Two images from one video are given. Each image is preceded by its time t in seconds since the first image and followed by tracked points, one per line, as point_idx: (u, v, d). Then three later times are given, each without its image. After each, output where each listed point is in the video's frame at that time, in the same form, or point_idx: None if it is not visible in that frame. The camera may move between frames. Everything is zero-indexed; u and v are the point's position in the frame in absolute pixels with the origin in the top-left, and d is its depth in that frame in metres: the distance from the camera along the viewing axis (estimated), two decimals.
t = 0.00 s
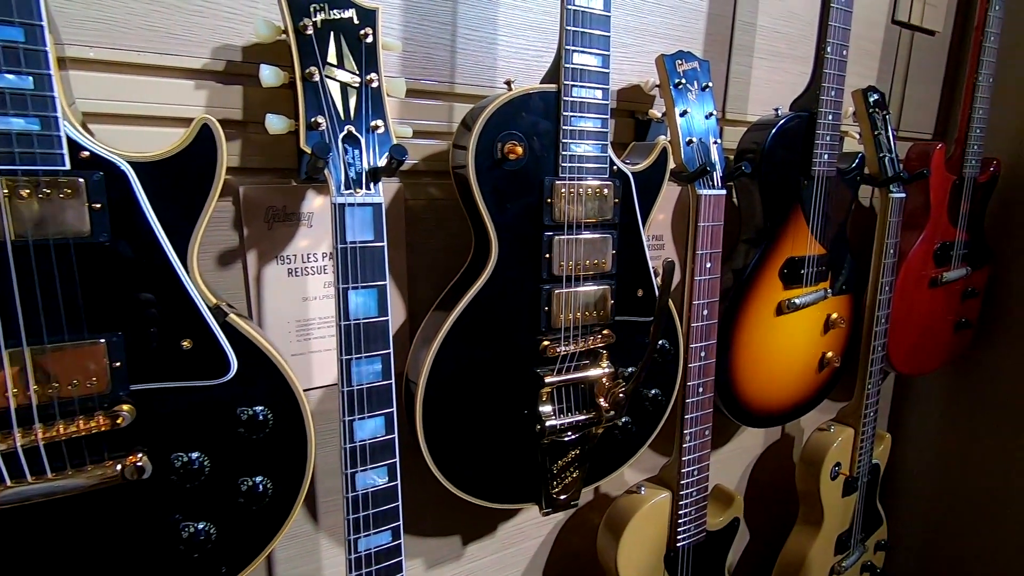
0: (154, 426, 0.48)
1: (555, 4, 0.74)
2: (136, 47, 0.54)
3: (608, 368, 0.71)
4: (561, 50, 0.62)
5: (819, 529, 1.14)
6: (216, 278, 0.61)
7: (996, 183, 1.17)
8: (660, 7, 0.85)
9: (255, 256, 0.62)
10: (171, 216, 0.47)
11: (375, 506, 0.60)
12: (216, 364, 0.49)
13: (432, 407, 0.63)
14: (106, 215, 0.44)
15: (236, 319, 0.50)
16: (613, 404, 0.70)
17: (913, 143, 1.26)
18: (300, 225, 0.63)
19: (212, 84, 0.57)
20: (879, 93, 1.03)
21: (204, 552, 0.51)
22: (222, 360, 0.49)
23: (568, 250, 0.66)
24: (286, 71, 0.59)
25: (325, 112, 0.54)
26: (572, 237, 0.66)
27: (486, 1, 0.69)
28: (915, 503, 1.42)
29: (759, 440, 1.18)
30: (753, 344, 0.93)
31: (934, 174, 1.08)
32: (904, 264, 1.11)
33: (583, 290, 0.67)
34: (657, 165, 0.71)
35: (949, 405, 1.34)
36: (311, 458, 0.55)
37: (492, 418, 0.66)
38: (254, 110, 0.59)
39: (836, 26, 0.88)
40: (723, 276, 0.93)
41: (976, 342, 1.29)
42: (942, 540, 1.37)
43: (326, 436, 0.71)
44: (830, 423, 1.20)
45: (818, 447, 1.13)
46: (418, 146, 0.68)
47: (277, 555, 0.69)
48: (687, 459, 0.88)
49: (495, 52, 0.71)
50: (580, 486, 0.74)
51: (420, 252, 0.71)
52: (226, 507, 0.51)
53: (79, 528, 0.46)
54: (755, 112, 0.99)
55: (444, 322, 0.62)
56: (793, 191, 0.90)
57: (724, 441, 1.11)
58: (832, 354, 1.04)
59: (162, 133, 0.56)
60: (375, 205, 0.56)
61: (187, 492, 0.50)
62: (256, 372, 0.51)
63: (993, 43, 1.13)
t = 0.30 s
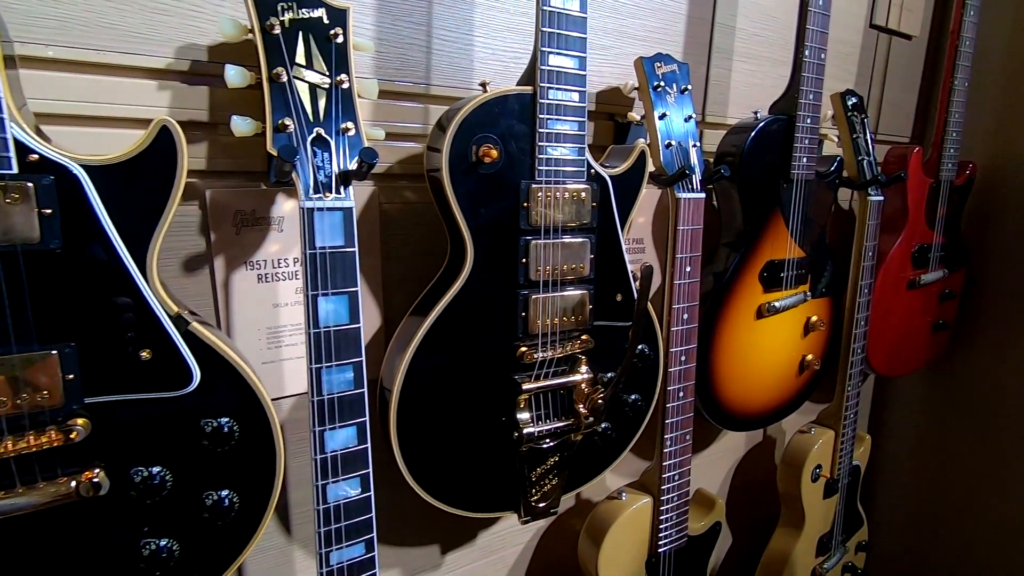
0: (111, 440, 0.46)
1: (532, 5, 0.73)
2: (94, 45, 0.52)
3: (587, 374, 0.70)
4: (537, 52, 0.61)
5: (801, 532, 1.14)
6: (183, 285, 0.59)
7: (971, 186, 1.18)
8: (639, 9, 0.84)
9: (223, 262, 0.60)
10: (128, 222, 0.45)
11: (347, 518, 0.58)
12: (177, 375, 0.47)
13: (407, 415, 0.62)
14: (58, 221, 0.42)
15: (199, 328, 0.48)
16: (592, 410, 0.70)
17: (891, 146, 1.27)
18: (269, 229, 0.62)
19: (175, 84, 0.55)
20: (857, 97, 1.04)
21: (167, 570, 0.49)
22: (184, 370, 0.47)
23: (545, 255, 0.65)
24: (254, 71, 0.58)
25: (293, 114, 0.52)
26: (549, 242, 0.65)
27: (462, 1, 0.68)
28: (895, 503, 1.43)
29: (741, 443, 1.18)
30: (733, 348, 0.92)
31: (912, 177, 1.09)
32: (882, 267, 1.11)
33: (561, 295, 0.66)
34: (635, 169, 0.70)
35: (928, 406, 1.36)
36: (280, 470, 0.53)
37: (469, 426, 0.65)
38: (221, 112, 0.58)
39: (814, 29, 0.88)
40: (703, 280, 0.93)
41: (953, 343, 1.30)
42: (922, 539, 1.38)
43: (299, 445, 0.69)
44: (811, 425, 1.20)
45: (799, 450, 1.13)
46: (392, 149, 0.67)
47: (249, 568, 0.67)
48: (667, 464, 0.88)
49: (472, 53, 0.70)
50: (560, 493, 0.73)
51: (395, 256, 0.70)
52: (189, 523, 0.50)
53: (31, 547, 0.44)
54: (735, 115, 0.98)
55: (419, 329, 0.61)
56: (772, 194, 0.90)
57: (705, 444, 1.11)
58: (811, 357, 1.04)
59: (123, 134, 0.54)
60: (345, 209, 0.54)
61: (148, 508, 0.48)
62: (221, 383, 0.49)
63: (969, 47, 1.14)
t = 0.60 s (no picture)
0: (60, 455, 0.44)
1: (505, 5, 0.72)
2: (43, 41, 0.49)
3: (562, 379, 0.69)
4: (508, 52, 0.60)
5: (779, 533, 1.14)
6: (142, 292, 0.57)
7: (943, 189, 1.20)
8: (614, 10, 0.83)
9: (184, 267, 0.58)
10: (77, 226, 0.43)
11: (315, 530, 0.57)
12: (130, 386, 0.45)
13: (377, 424, 0.60)
14: None
15: (154, 336, 0.46)
16: (567, 415, 0.69)
17: (866, 149, 1.28)
18: (234, 233, 0.60)
19: (132, 83, 0.53)
20: (832, 100, 1.05)
21: None
22: (138, 381, 0.45)
23: (518, 259, 0.64)
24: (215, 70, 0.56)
25: (255, 114, 0.50)
26: (522, 246, 0.64)
27: None
28: (871, 502, 1.45)
29: (720, 445, 1.19)
30: (710, 351, 0.92)
31: (885, 179, 1.10)
32: (857, 268, 1.12)
33: (534, 300, 0.66)
34: (611, 171, 0.69)
35: (903, 406, 1.37)
36: (243, 483, 0.51)
37: (442, 434, 0.64)
38: (181, 112, 0.56)
39: (788, 32, 0.89)
40: (680, 282, 0.93)
41: (927, 343, 1.32)
42: (898, 538, 1.39)
43: (267, 454, 0.67)
44: (789, 427, 1.21)
45: (777, 452, 1.13)
46: (361, 150, 0.65)
47: None
48: (645, 468, 0.87)
49: (444, 54, 0.69)
50: (536, 500, 0.72)
51: (366, 260, 0.68)
52: (146, 539, 0.48)
53: None
54: (711, 118, 0.98)
55: (389, 336, 0.60)
56: (748, 197, 0.90)
57: (684, 447, 1.11)
58: (788, 359, 1.04)
59: (76, 135, 0.52)
60: (310, 213, 0.53)
61: (101, 525, 0.46)
62: (178, 393, 0.47)
63: (940, 52, 1.16)
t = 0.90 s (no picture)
0: None
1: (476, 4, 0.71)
2: None
3: (535, 385, 0.68)
4: (477, 52, 0.59)
5: (755, 534, 1.15)
6: (95, 298, 0.55)
7: (913, 191, 1.22)
8: (587, 11, 0.83)
9: (139, 272, 0.55)
10: (16, 232, 0.41)
11: (278, 544, 0.55)
12: (76, 399, 0.43)
13: (343, 433, 0.58)
14: None
15: (101, 346, 0.44)
16: (540, 421, 0.68)
17: (839, 151, 1.29)
18: (193, 237, 0.58)
19: (81, 80, 0.51)
20: (805, 102, 1.05)
21: None
22: (84, 394, 0.43)
23: (488, 262, 0.62)
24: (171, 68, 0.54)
25: (211, 114, 0.49)
26: (492, 249, 0.62)
27: None
28: (846, 501, 1.46)
29: (697, 446, 1.19)
30: (685, 353, 0.92)
31: (857, 181, 1.11)
32: (830, 269, 1.13)
33: (505, 304, 0.64)
34: (583, 174, 0.68)
35: (876, 405, 1.39)
36: (200, 497, 0.49)
37: (411, 442, 0.62)
38: (135, 111, 0.53)
39: (760, 35, 0.89)
40: (655, 285, 0.92)
41: (898, 343, 1.34)
42: (872, 535, 1.41)
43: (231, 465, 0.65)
44: (764, 427, 1.21)
45: (752, 453, 1.14)
46: (327, 151, 0.64)
47: None
48: (621, 472, 0.87)
49: (413, 53, 0.67)
50: (509, 508, 0.70)
51: (333, 264, 0.67)
52: (96, 558, 0.45)
53: None
54: (686, 120, 0.98)
55: (355, 342, 0.58)
56: (722, 199, 0.90)
57: (661, 449, 1.10)
58: (763, 360, 1.04)
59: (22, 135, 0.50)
60: (270, 216, 0.51)
61: (45, 545, 0.43)
62: (128, 406, 0.45)
63: (909, 56, 1.18)
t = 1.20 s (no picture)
0: None
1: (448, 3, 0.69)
2: None
3: (509, 390, 0.67)
4: (446, 51, 0.57)
5: (733, 534, 1.15)
6: (48, 305, 0.52)
7: (886, 193, 1.23)
8: (561, 11, 0.82)
9: (95, 277, 0.53)
10: None
11: (242, 557, 0.53)
12: (21, 412, 0.41)
13: (310, 442, 0.57)
14: None
15: (49, 356, 0.42)
16: (514, 426, 0.67)
17: (813, 153, 1.30)
18: (152, 241, 0.56)
19: (30, 76, 0.48)
20: (779, 105, 1.06)
21: None
22: (30, 406, 0.41)
23: (459, 266, 0.61)
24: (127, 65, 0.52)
25: (167, 113, 0.47)
26: (464, 252, 0.61)
27: None
28: (823, 499, 1.48)
29: (675, 448, 1.19)
30: (662, 356, 0.92)
31: (831, 184, 1.12)
32: (805, 271, 1.14)
33: (478, 308, 0.63)
34: (557, 175, 0.68)
35: (851, 404, 1.40)
36: (157, 511, 0.47)
37: (382, 450, 0.61)
38: (90, 109, 0.51)
39: (734, 37, 0.89)
40: (631, 287, 0.92)
41: (873, 343, 1.35)
42: (848, 533, 1.43)
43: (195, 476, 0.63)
44: (742, 428, 1.22)
45: (729, 454, 1.14)
46: (294, 152, 0.62)
47: None
48: (598, 476, 0.86)
49: (383, 53, 0.66)
50: (484, 515, 0.69)
51: (301, 268, 0.65)
52: None
53: None
54: (662, 122, 0.98)
55: (322, 348, 0.56)
56: (698, 201, 0.90)
57: (638, 451, 1.10)
58: (739, 361, 1.05)
59: None
60: (231, 219, 0.49)
61: None
62: (78, 418, 0.43)
63: (881, 59, 1.19)
